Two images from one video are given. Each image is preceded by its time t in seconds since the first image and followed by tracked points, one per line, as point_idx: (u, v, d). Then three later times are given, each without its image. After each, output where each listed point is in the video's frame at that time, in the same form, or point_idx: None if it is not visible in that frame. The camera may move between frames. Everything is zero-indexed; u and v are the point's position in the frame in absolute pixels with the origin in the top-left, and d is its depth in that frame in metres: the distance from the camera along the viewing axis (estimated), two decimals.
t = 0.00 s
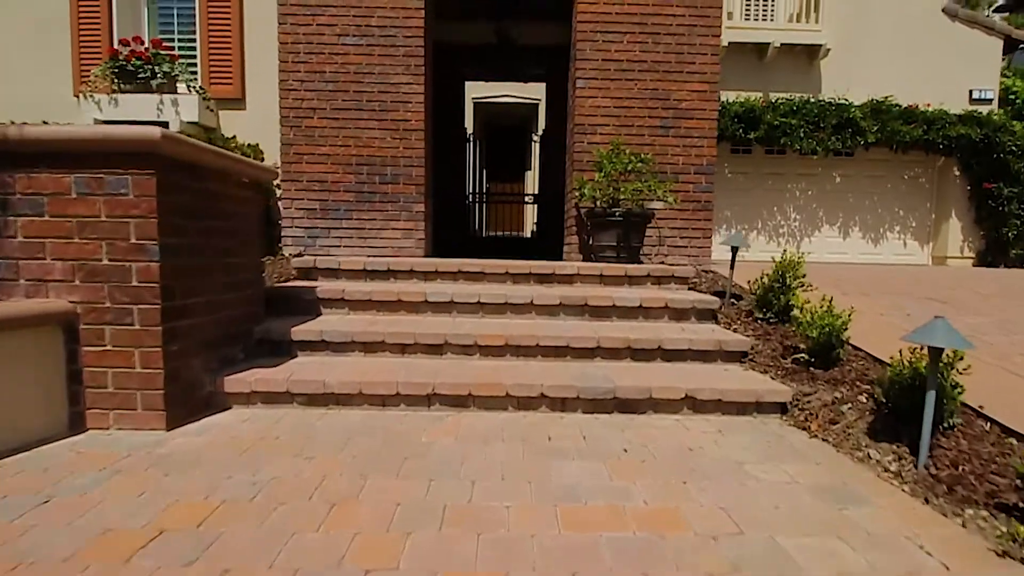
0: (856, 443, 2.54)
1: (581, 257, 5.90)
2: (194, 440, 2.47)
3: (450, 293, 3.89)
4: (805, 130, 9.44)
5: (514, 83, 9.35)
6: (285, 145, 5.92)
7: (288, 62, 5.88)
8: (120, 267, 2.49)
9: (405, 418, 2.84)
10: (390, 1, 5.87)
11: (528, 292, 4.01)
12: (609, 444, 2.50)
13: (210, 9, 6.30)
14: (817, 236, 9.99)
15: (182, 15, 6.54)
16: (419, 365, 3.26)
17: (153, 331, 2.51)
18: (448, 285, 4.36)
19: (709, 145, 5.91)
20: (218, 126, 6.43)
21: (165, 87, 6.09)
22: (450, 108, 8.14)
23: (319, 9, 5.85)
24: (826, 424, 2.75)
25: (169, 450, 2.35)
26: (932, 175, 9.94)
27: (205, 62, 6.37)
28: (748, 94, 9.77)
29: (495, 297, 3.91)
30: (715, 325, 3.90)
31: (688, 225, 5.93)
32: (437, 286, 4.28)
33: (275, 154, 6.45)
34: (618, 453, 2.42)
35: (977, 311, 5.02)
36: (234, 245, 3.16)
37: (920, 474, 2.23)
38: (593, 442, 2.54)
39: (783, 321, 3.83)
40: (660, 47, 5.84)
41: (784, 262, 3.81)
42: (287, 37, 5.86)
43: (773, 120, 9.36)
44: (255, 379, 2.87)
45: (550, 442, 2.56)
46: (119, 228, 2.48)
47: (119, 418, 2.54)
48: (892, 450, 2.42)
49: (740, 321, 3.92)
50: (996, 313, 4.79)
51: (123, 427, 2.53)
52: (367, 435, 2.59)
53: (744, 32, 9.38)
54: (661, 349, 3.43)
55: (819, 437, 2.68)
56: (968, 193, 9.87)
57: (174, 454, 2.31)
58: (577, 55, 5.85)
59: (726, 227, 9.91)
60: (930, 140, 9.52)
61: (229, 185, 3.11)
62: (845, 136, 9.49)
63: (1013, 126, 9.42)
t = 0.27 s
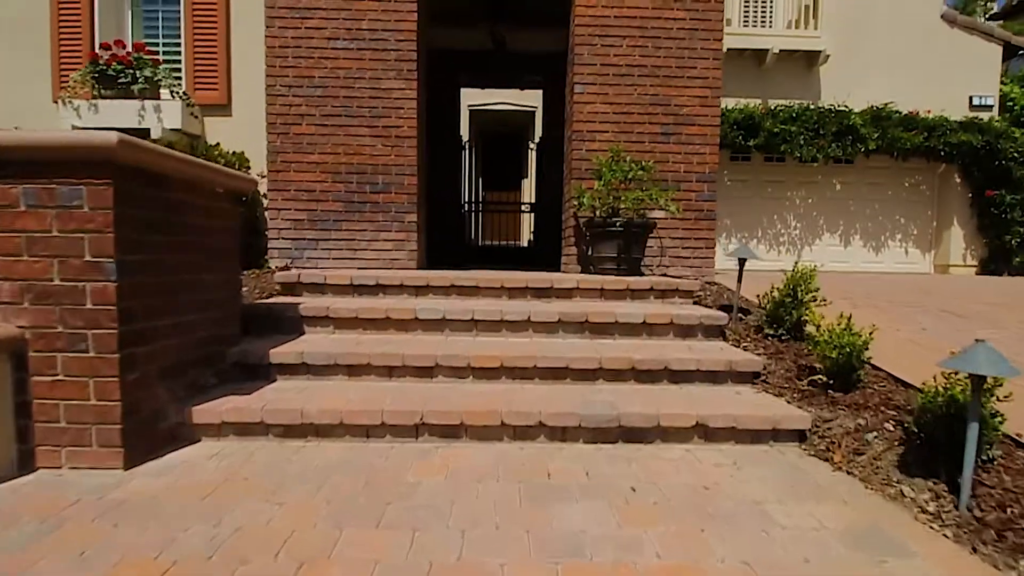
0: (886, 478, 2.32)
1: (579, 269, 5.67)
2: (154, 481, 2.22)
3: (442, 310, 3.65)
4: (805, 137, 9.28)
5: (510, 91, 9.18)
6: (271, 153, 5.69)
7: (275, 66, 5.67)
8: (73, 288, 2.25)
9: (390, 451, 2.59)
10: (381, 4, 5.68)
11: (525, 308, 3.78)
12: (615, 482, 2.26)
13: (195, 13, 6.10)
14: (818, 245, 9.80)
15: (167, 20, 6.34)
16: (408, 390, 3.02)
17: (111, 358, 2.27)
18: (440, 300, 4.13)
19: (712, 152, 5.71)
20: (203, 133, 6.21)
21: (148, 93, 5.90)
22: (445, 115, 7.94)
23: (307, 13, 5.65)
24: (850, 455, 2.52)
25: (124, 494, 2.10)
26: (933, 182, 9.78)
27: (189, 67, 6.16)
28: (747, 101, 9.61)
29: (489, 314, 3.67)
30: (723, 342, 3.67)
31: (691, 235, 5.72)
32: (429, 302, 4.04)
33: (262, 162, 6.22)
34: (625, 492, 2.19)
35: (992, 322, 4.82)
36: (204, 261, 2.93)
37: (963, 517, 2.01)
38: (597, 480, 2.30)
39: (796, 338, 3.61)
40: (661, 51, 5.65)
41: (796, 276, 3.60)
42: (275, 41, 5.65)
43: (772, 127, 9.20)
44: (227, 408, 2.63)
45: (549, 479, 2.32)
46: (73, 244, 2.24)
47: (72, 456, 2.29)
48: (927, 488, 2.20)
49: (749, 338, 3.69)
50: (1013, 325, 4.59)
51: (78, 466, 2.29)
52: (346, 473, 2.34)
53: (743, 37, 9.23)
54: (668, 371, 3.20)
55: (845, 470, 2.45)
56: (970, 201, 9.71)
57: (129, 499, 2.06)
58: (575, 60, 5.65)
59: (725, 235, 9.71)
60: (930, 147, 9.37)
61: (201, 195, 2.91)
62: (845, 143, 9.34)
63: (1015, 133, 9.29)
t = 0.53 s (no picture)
0: (927, 521, 2.08)
1: (579, 281, 5.44)
2: (102, 530, 1.97)
3: (433, 327, 3.41)
4: (807, 143, 9.10)
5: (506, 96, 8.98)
6: (257, 160, 5.45)
7: (261, 70, 5.44)
8: (13, 312, 2.01)
9: (373, 490, 2.33)
10: (372, 6, 5.47)
11: (522, 325, 3.53)
12: (623, 530, 2.01)
13: (179, 15, 5.87)
14: (820, 252, 9.60)
15: (150, 23, 6.11)
16: (394, 418, 2.78)
17: (55, 389, 2.02)
18: (432, 316, 3.88)
19: (716, 158, 5.50)
20: (186, 139, 5.98)
21: (128, 98, 5.69)
22: (440, 120, 7.72)
23: (295, 14, 5.44)
24: (882, 492, 2.28)
25: (63, 549, 1.85)
26: (935, 188, 9.60)
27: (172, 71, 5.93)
28: (748, 106, 9.43)
29: (483, 331, 3.43)
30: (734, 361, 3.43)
31: (694, 244, 5.49)
32: (420, 318, 3.80)
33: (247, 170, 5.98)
34: (635, 542, 1.93)
35: (1011, 334, 4.58)
36: (168, 278, 2.68)
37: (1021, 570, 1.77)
38: (603, 526, 2.05)
39: (812, 356, 3.37)
40: (662, 54, 5.45)
41: (812, 290, 3.38)
42: (261, 44, 5.43)
43: (773, 132, 9.01)
44: (192, 443, 2.39)
45: (551, 524, 2.07)
46: (14, 262, 2.00)
47: (12, 501, 2.04)
48: (976, 533, 1.96)
49: (762, 356, 3.45)
50: None
51: (18, 512, 2.04)
52: (322, 519, 2.08)
53: (743, 42, 9.05)
54: (677, 394, 2.96)
55: (879, 510, 2.20)
56: (973, 207, 9.53)
57: (68, 556, 1.81)
58: (573, 63, 5.44)
59: (726, 243, 9.50)
60: (933, 152, 9.20)
61: (172, 208, 2.70)
62: (847, 149, 9.16)
63: (1019, 138, 9.13)
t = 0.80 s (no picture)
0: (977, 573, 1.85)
1: (580, 292, 5.20)
2: None
3: (424, 348, 3.18)
4: (810, 147, 8.90)
5: (503, 101, 8.77)
6: (242, 167, 5.21)
7: (248, 73, 5.22)
8: None
9: (355, 537, 2.09)
10: (364, 6, 5.24)
11: (521, 344, 3.29)
12: None
13: (162, 17, 5.65)
14: (824, 259, 9.39)
15: (134, 25, 5.89)
16: (381, 451, 2.56)
17: None
18: (424, 333, 3.64)
19: (721, 164, 5.28)
20: (170, 145, 5.74)
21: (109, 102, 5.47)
22: (435, 125, 7.49)
23: (284, 15, 5.21)
24: (924, 536, 2.04)
25: None
26: (939, 193, 9.40)
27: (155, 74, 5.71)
28: (750, 110, 9.23)
29: (478, 351, 3.19)
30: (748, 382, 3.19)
31: (700, 253, 5.26)
32: (412, 336, 3.55)
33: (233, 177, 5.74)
34: None
35: None
36: (131, 298, 2.47)
37: None
38: None
39: (833, 376, 3.14)
40: (666, 55, 5.23)
41: (831, 306, 3.16)
42: (248, 46, 5.20)
43: (776, 137, 8.82)
44: (151, 485, 2.18)
45: None
46: None
47: None
48: None
49: (779, 376, 3.22)
50: None
51: None
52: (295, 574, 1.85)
53: (745, 44, 8.85)
54: (690, 421, 2.71)
55: (921, 557, 1.97)
56: (978, 213, 9.33)
57: None
58: (573, 64, 5.22)
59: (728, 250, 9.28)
60: (938, 157, 9.01)
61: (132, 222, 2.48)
62: (850, 153, 8.96)
63: None
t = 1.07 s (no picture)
0: None
1: (582, 304, 4.97)
2: None
3: (415, 370, 2.94)
4: (813, 151, 8.70)
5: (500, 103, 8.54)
6: (228, 173, 4.97)
7: (234, 75, 4.98)
8: None
9: None
10: (356, 5, 5.01)
11: (519, 364, 3.06)
12: None
13: (144, 16, 5.41)
14: (828, 265, 9.17)
15: (117, 25, 5.66)
16: (365, 489, 2.32)
17: None
18: (416, 351, 3.41)
19: (728, 169, 5.06)
20: (152, 149, 5.50)
21: (88, 105, 5.24)
22: (430, 128, 7.26)
23: (271, 13, 4.98)
24: None
25: None
26: (945, 199, 9.19)
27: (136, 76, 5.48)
28: (753, 113, 9.02)
29: (474, 373, 2.95)
30: (764, 406, 2.95)
31: (706, 263, 5.04)
32: (403, 355, 3.32)
33: (217, 183, 5.50)
34: None
35: None
36: (90, 321, 2.25)
37: None
38: None
39: (855, 400, 2.91)
40: (671, 56, 5.01)
41: (856, 324, 2.94)
42: (234, 47, 4.97)
43: (780, 141, 8.60)
44: (102, 535, 1.94)
45: None
46: None
47: None
48: None
49: (798, 400, 2.99)
50: None
51: None
52: None
53: (747, 46, 8.62)
54: (705, 454, 2.47)
55: None
56: (985, 218, 9.12)
57: None
58: (574, 66, 4.99)
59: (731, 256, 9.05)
60: (944, 161, 8.80)
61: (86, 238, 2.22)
62: (855, 158, 8.76)
63: None
